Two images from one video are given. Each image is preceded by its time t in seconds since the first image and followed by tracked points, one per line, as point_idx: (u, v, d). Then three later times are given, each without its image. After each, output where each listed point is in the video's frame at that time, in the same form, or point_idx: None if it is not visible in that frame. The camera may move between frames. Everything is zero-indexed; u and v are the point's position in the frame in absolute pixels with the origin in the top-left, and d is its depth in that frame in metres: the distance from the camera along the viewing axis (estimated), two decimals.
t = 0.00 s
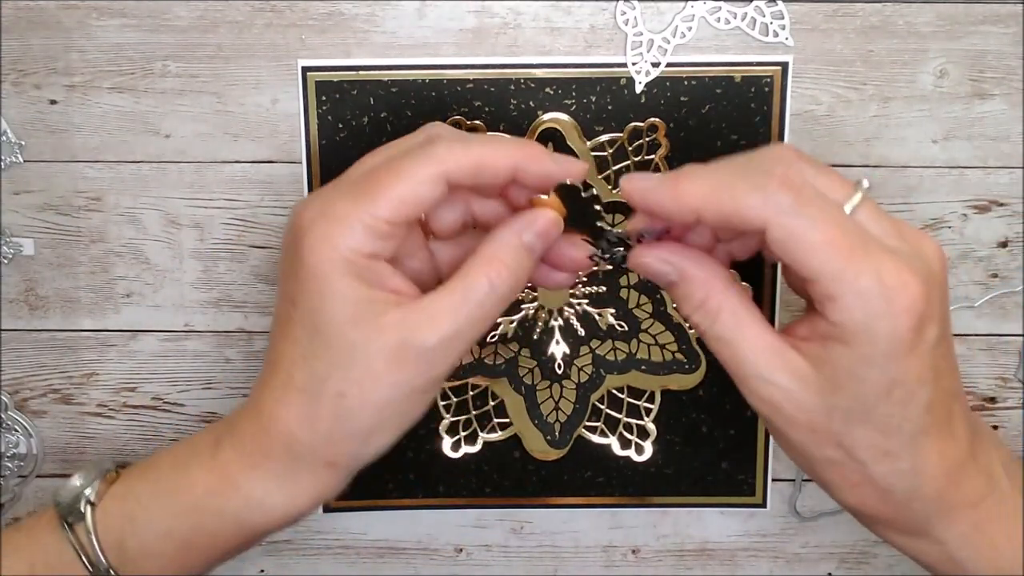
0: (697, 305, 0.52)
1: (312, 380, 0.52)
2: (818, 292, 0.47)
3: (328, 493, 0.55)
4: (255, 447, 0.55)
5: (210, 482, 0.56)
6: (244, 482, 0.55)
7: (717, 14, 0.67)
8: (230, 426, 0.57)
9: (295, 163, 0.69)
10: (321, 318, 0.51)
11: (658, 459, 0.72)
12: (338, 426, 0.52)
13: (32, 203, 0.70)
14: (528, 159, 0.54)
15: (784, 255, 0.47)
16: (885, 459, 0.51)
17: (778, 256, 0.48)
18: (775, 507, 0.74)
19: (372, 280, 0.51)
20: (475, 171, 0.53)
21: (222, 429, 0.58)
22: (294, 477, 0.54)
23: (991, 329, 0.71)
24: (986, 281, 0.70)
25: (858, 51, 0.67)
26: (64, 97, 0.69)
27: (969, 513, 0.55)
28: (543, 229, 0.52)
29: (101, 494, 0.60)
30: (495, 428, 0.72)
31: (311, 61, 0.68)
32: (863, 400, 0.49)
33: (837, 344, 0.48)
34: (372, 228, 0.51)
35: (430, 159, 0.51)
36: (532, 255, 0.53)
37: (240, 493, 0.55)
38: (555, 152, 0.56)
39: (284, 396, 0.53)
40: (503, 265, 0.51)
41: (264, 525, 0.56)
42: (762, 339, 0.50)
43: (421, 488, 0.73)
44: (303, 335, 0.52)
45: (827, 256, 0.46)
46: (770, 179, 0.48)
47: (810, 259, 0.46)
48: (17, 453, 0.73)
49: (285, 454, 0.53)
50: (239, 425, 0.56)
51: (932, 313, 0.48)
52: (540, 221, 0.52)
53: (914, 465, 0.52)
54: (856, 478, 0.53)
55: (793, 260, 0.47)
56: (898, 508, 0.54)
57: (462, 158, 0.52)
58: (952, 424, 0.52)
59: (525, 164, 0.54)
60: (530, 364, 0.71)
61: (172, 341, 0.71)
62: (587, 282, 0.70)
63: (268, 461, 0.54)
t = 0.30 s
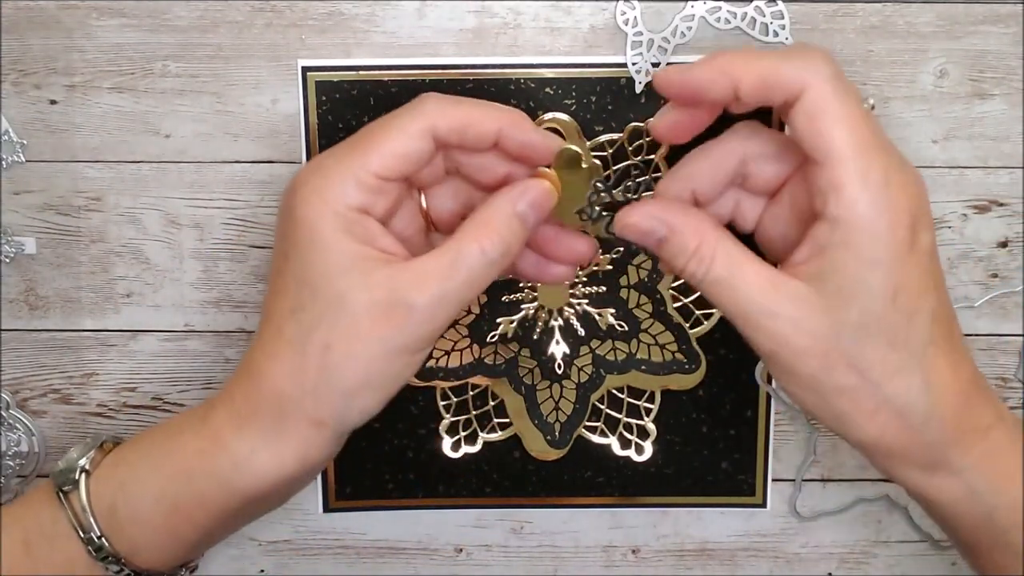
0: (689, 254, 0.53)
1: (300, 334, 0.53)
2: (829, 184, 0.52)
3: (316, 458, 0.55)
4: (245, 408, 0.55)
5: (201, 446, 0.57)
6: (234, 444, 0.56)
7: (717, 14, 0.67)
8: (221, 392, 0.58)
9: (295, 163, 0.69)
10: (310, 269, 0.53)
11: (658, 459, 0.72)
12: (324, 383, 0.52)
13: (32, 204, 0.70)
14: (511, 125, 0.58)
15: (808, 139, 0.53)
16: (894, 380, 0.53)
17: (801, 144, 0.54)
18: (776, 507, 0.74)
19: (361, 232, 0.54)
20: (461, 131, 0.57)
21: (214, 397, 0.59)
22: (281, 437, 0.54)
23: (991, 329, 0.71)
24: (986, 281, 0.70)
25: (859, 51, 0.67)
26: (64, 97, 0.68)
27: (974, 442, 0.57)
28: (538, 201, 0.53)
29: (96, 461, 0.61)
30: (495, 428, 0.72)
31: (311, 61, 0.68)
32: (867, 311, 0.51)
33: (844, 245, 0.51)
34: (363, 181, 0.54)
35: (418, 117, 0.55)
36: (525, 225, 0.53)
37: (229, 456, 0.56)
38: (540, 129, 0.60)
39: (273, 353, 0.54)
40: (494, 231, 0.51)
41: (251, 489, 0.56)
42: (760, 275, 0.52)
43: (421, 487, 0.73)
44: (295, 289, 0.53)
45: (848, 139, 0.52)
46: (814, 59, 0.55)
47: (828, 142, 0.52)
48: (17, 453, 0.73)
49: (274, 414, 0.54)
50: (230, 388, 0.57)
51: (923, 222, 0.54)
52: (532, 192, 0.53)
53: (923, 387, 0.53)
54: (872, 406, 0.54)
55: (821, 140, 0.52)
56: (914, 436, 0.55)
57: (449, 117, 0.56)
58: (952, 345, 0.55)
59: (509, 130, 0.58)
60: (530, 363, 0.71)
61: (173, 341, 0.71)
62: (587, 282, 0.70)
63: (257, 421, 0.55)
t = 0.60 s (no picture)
0: (641, 266, 0.54)
1: (296, 334, 0.53)
2: (756, 218, 0.48)
3: (310, 457, 0.56)
4: (241, 407, 0.55)
5: (198, 445, 0.57)
6: (230, 443, 0.56)
7: (717, 14, 0.67)
8: (218, 392, 0.58)
9: (295, 163, 0.69)
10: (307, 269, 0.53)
11: (658, 459, 0.72)
12: (320, 382, 0.53)
13: (32, 204, 0.70)
14: (511, 130, 0.58)
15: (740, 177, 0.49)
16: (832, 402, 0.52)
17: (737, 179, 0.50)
18: (775, 507, 0.74)
19: (357, 233, 0.54)
20: (461, 136, 0.57)
21: (211, 397, 0.59)
22: (277, 436, 0.55)
23: (991, 329, 0.71)
24: (986, 280, 0.70)
25: (858, 51, 0.67)
26: (64, 97, 0.69)
27: (916, 467, 0.55)
28: (533, 199, 0.54)
29: (92, 461, 0.61)
30: (495, 427, 0.72)
31: (311, 61, 0.68)
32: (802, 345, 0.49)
33: (772, 282, 0.48)
34: (360, 183, 0.54)
35: (417, 119, 0.55)
36: (522, 224, 0.54)
37: (226, 455, 0.56)
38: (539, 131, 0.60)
39: (270, 352, 0.54)
40: (492, 231, 0.52)
41: (247, 488, 0.56)
42: (700, 292, 0.52)
43: (421, 487, 0.73)
44: (291, 289, 0.54)
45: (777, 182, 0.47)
46: (753, 93, 0.50)
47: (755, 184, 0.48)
48: (17, 453, 0.73)
49: (269, 413, 0.54)
50: (227, 387, 0.57)
51: (864, 259, 0.49)
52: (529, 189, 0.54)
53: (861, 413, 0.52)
54: (800, 424, 0.53)
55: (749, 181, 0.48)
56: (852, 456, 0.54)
57: (449, 121, 0.56)
58: (897, 372, 0.52)
59: (509, 134, 0.58)
60: (529, 363, 0.71)
61: (173, 341, 0.71)
62: (587, 282, 0.70)
63: (252, 421, 0.55)
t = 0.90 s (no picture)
0: (627, 269, 0.54)
1: (300, 365, 0.53)
2: (736, 224, 0.48)
3: (309, 484, 0.56)
4: (239, 436, 0.56)
5: (195, 472, 0.57)
6: (228, 472, 0.56)
7: (717, 14, 0.67)
8: (215, 417, 0.59)
9: (295, 163, 0.69)
10: (313, 302, 0.53)
11: (658, 459, 0.72)
12: (322, 413, 0.53)
13: (32, 204, 0.70)
14: (516, 154, 0.58)
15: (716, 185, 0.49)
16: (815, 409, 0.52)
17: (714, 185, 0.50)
18: (775, 507, 0.74)
19: (363, 264, 0.54)
20: (464, 161, 0.56)
21: (207, 422, 0.59)
22: (275, 465, 0.55)
23: (991, 329, 0.71)
24: (986, 280, 0.70)
25: (859, 51, 0.67)
26: (64, 97, 0.69)
27: (901, 475, 0.54)
28: (542, 239, 0.53)
29: (87, 485, 0.61)
30: (495, 427, 0.72)
31: (311, 61, 0.68)
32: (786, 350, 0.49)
33: (752, 286, 0.48)
34: (365, 213, 0.54)
35: (422, 146, 0.55)
36: (526, 262, 0.53)
37: (223, 483, 0.56)
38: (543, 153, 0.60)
39: (270, 382, 0.54)
40: (493, 266, 0.52)
41: (246, 514, 0.57)
42: (687, 298, 0.52)
43: (421, 487, 0.73)
44: (293, 316, 0.54)
45: (750, 188, 0.47)
46: (724, 101, 0.50)
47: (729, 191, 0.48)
48: (17, 453, 0.73)
49: (271, 442, 0.55)
50: (225, 413, 0.57)
51: (845, 265, 0.49)
52: (535, 229, 0.53)
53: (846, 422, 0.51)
54: (785, 430, 0.53)
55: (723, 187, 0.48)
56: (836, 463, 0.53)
57: (453, 146, 0.56)
58: (884, 382, 0.52)
59: (513, 158, 0.58)
60: (530, 364, 0.71)
61: (173, 341, 0.71)
62: (586, 282, 0.70)
63: (251, 450, 0.55)
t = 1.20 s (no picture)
0: (685, 287, 0.52)
1: (282, 390, 0.53)
2: (791, 240, 0.49)
3: (302, 507, 0.56)
4: (230, 463, 0.56)
5: (188, 500, 0.57)
6: (220, 499, 0.56)
7: (717, 14, 0.67)
8: (204, 444, 0.59)
9: (295, 163, 0.69)
10: (287, 325, 0.53)
11: (658, 460, 0.72)
12: (308, 436, 0.53)
13: (32, 204, 0.70)
14: (479, 167, 0.58)
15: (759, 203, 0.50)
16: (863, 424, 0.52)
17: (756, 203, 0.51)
18: (775, 507, 0.74)
19: (334, 285, 0.54)
20: (429, 176, 0.57)
21: (196, 448, 0.59)
22: (267, 490, 0.55)
23: (991, 329, 0.71)
24: (986, 280, 0.70)
25: (859, 51, 0.67)
26: (64, 97, 0.69)
27: (945, 490, 0.55)
28: (513, 241, 0.53)
29: (77, 513, 0.60)
30: (495, 428, 0.72)
31: (311, 61, 0.68)
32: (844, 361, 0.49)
33: (807, 301, 0.48)
34: (333, 233, 0.54)
35: (383, 164, 0.55)
36: (501, 266, 0.53)
37: (215, 510, 0.56)
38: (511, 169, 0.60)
39: (256, 410, 0.54)
40: (468, 275, 0.51)
41: (240, 541, 0.57)
42: (739, 318, 0.51)
43: (421, 488, 0.73)
44: (270, 342, 0.54)
45: (797, 202, 0.48)
46: (762, 126, 0.52)
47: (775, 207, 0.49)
48: (16, 453, 0.73)
49: (263, 467, 0.55)
50: (213, 441, 0.57)
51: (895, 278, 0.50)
52: (507, 233, 0.52)
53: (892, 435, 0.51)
54: (836, 452, 0.53)
55: (768, 203, 0.49)
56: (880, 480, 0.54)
57: (416, 161, 0.56)
58: (927, 397, 0.52)
59: (479, 171, 0.58)
60: (529, 364, 0.71)
61: (173, 341, 0.71)
62: (586, 282, 0.70)
63: (243, 478, 0.55)
